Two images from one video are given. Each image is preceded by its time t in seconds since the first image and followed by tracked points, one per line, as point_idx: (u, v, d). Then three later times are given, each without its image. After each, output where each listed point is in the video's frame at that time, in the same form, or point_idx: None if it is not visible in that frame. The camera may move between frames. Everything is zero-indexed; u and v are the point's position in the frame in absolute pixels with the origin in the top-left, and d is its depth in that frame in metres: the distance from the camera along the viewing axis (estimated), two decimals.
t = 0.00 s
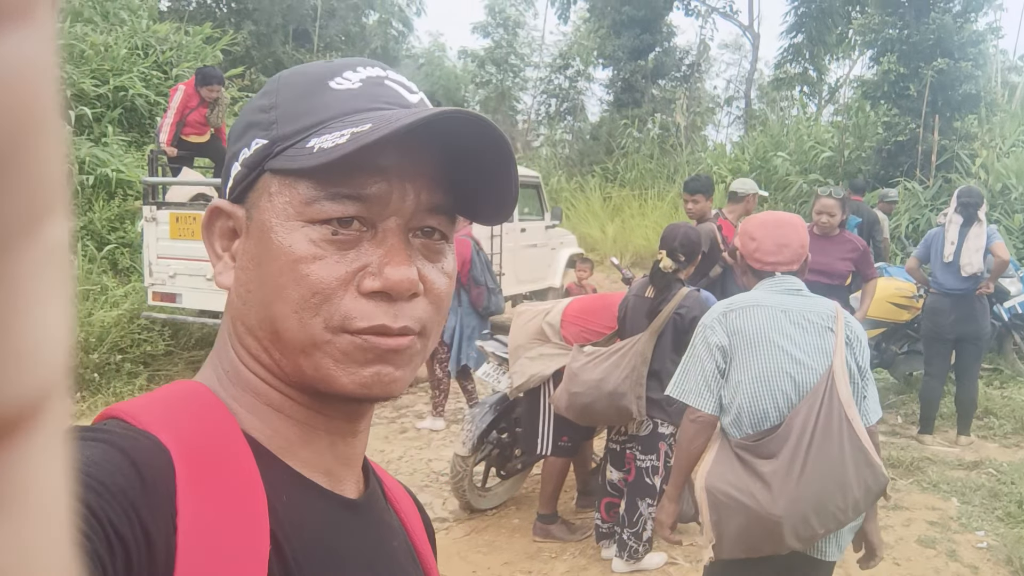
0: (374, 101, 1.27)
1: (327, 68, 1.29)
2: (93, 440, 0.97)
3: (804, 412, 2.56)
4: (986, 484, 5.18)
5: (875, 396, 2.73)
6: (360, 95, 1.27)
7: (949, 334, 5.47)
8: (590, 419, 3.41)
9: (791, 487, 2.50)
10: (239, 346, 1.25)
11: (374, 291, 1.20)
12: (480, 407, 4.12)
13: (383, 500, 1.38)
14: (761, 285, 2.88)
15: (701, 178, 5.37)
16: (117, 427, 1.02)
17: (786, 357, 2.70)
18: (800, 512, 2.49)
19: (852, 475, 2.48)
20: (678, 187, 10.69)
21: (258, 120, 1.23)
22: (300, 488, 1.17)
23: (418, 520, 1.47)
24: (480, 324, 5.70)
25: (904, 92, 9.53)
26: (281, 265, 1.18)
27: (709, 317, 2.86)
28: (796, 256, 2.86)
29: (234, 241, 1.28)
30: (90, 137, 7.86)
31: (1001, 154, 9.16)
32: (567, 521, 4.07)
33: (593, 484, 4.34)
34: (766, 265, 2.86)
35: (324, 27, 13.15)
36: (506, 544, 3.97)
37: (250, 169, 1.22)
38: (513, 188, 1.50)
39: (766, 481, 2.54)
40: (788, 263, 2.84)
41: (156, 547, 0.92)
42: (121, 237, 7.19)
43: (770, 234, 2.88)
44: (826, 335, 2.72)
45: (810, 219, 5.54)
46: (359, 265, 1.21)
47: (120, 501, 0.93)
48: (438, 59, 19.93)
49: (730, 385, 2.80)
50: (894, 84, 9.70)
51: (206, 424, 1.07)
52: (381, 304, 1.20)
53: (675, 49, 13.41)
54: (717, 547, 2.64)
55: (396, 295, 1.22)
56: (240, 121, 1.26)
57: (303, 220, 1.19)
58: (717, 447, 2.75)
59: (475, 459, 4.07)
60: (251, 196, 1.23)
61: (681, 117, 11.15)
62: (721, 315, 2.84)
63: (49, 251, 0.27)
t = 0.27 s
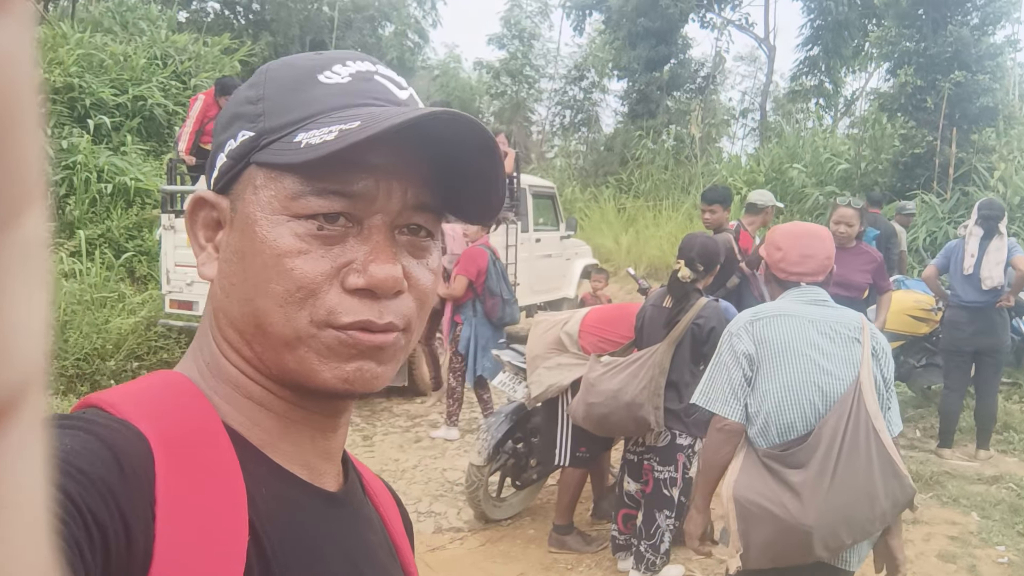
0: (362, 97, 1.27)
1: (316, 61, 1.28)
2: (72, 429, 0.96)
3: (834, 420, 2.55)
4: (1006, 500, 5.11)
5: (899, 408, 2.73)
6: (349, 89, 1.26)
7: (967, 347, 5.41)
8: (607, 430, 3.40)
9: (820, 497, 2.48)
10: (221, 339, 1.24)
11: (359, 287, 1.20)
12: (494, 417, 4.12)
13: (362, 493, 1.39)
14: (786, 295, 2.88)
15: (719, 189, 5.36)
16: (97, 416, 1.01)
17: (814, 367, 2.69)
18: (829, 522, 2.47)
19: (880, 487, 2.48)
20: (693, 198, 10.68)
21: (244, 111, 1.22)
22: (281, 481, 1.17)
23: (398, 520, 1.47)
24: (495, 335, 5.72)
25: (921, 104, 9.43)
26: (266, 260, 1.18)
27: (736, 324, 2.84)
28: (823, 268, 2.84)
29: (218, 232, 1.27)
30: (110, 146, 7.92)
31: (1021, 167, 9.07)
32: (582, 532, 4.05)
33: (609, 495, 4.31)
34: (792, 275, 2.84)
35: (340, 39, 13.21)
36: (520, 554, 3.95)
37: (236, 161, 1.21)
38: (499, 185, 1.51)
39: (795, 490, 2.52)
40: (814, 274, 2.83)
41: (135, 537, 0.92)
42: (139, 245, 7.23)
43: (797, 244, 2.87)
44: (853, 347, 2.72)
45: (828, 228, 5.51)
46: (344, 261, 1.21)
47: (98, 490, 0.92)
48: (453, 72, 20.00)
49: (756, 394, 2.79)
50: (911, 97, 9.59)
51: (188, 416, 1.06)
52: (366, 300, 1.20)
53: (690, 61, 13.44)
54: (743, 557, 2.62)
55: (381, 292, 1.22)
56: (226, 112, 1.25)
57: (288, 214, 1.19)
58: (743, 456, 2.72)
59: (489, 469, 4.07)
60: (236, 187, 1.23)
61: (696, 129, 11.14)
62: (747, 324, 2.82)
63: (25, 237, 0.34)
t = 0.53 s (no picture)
0: (339, 95, 1.28)
1: (294, 59, 1.29)
2: (46, 419, 0.96)
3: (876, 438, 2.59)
4: None
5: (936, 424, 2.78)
6: (327, 87, 1.27)
7: (997, 364, 5.32)
8: (633, 446, 3.35)
9: (866, 513, 2.52)
10: (197, 337, 1.25)
11: (336, 287, 1.22)
12: (518, 432, 4.07)
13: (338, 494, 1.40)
14: (826, 310, 2.90)
15: (744, 204, 5.32)
16: (71, 408, 1.01)
17: (856, 383, 2.72)
18: (873, 537, 2.52)
19: (921, 503, 2.52)
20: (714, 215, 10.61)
21: (223, 109, 1.23)
22: (255, 481, 1.18)
23: (372, 516, 1.49)
24: (513, 352, 5.65)
25: (944, 121, 9.25)
26: (241, 257, 1.18)
27: (776, 337, 2.85)
28: (863, 282, 2.86)
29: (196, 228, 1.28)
30: (135, 163, 7.99)
31: None
32: (605, 550, 4.01)
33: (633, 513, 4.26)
34: (831, 289, 2.87)
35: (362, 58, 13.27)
36: (543, 571, 3.92)
37: (214, 157, 1.22)
38: (473, 187, 1.53)
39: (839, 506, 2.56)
40: (854, 289, 2.85)
41: (107, 531, 0.92)
42: (162, 261, 7.29)
43: (838, 259, 2.89)
44: (894, 362, 2.76)
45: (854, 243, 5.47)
46: (321, 259, 1.22)
47: (70, 481, 0.92)
48: (473, 90, 20.09)
49: (796, 408, 2.81)
50: (935, 113, 9.36)
51: (162, 408, 1.07)
52: (343, 300, 1.21)
53: (711, 77, 13.39)
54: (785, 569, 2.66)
55: (358, 291, 1.23)
56: (205, 109, 1.26)
57: (265, 212, 1.20)
58: (785, 470, 2.76)
59: (513, 485, 4.04)
60: (214, 184, 1.24)
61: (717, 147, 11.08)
62: (788, 339, 2.82)
63: None
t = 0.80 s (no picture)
0: (337, 99, 1.29)
1: (296, 61, 1.30)
2: (42, 420, 0.99)
3: (916, 447, 2.66)
4: None
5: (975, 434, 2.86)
6: (325, 90, 1.28)
7: None
8: (659, 458, 3.32)
9: (905, 521, 2.57)
10: (194, 338, 1.27)
11: (332, 291, 1.23)
12: (541, 443, 4.05)
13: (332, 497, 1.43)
14: (865, 319, 3.00)
15: (765, 213, 5.29)
16: (67, 407, 1.03)
17: (895, 392, 2.80)
18: (913, 545, 2.56)
19: (961, 513, 2.56)
20: (733, 226, 10.54)
21: (222, 110, 1.24)
22: (249, 483, 1.20)
23: (366, 519, 1.51)
24: (530, 364, 5.67)
25: (965, 129, 9.08)
26: (237, 260, 1.20)
27: (817, 345, 2.96)
28: (902, 291, 2.95)
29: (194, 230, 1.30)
30: (155, 176, 8.06)
31: None
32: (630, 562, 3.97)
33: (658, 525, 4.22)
34: (870, 297, 2.96)
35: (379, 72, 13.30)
36: None
37: (211, 159, 1.23)
38: (475, 190, 1.54)
39: (879, 514, 2.62)
40: (893, 298, 2.94)
41: (100, 533, 0.94)
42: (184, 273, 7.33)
43: (876, 268, 2.99)
44: (934, 372, 2.84)
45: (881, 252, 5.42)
46: (318, 263, 1.24)
47: (65, 481, 0.95)
48: (489, 102, 20.12)
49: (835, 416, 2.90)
50: (955, 122, 9.19)
51: (158, 410, 1.09)
52: (339, 303, 1.23)
53: (728, 87, 13.33)
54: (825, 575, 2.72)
55: (354, 295, 1.25)
56: (203, 110, 1.27)
57: (262, 215, 1.21)
58: (824, 477, 2.84)
59: (536, 497, 4.02)
60: (211, 186, 1.25)
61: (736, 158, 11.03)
62: (829, 347, 2.93)
63: None
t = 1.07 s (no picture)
0: (344, 99, 1.28)
1: (304, 59, 1.30)
2: (45, 417, 0.99)
3: (960, 445, 2.72)
4: None
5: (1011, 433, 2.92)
6: (331, 89, 1.28)
7: None
8: (686, 465, 3.28)
9: (952, 521, 2.64)
10: (198, 335, 1.26)
11: (336, 291, 1.22)
12: (564, 450, 3.98)
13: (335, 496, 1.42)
14: (906, 318, 3.02)
15: (787, 218, 5.23)
16: (71, 405, 1.03)
17: (938, 392, 2.83)
18: (959, 544, 2.63)
19: (1005, 512, 2.64)
20: (752, 233, 10.46)
21: (227, 107, 1.24)
22: (254, 481, 1.19)
23: (366, 516, 1.50)
24: (547, 371, 5.63)
25: (986, 132, 8.90)
26: (242, 259, 1.20)
27: (858, 345, 2.97)
28: (943, 291, 2.98)
29: (198, 227, 1.29)
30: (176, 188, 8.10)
31: None
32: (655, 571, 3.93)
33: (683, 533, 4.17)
34: (912, 297, 2.99)
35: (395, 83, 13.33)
36: None
37: (216, 157, 1.23)
38: (482, 191, 1.54)
39: (925, 514, 2.68)
40: (935, 298, 2.97)
41: (105, 529, 0.95)
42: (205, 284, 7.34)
43: (918, 268, 3.01)
44: (975, 372, 2.88)
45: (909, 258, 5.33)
46: (322, 262, 1.23)
47: (69, 480, 0.95)
48: (505, 111, 20.11)
49: (877, 416, 2.91)
50: (976, 126, 9.00)
51: (161, 410, 1.09)
52: (344, 304, 1.22)
53: (745, 93, 13.26)
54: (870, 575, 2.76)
55: (359, 296, 1.24)
56: (209, 107, 1.26)
57: (267, 214, 1.21)
58: (866, 478, 2.87)
59: (559, 505, 3.99)
60: (216, 183, 1.25)
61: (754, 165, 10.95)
62: (870, 346, 2.94)
63: None
